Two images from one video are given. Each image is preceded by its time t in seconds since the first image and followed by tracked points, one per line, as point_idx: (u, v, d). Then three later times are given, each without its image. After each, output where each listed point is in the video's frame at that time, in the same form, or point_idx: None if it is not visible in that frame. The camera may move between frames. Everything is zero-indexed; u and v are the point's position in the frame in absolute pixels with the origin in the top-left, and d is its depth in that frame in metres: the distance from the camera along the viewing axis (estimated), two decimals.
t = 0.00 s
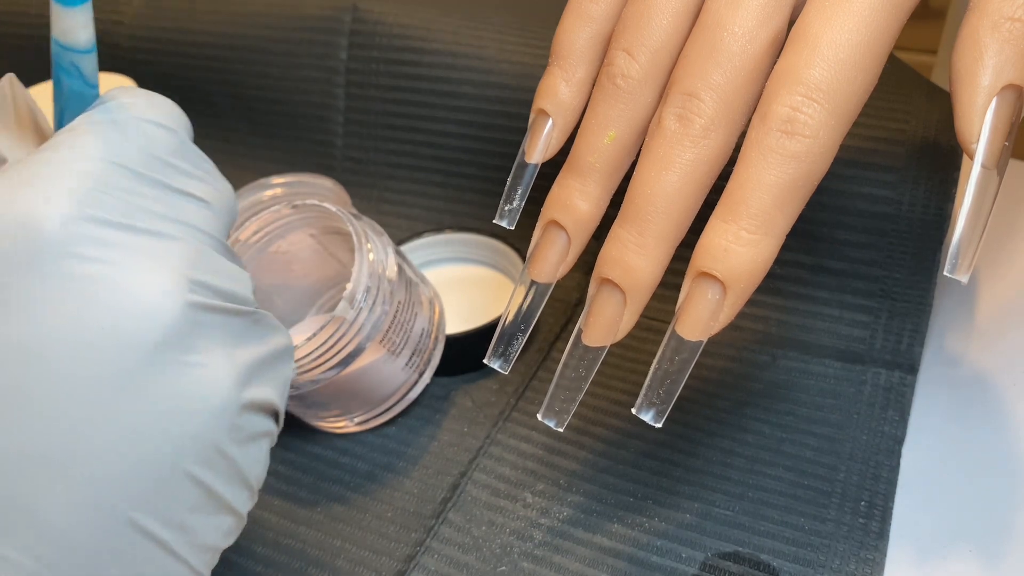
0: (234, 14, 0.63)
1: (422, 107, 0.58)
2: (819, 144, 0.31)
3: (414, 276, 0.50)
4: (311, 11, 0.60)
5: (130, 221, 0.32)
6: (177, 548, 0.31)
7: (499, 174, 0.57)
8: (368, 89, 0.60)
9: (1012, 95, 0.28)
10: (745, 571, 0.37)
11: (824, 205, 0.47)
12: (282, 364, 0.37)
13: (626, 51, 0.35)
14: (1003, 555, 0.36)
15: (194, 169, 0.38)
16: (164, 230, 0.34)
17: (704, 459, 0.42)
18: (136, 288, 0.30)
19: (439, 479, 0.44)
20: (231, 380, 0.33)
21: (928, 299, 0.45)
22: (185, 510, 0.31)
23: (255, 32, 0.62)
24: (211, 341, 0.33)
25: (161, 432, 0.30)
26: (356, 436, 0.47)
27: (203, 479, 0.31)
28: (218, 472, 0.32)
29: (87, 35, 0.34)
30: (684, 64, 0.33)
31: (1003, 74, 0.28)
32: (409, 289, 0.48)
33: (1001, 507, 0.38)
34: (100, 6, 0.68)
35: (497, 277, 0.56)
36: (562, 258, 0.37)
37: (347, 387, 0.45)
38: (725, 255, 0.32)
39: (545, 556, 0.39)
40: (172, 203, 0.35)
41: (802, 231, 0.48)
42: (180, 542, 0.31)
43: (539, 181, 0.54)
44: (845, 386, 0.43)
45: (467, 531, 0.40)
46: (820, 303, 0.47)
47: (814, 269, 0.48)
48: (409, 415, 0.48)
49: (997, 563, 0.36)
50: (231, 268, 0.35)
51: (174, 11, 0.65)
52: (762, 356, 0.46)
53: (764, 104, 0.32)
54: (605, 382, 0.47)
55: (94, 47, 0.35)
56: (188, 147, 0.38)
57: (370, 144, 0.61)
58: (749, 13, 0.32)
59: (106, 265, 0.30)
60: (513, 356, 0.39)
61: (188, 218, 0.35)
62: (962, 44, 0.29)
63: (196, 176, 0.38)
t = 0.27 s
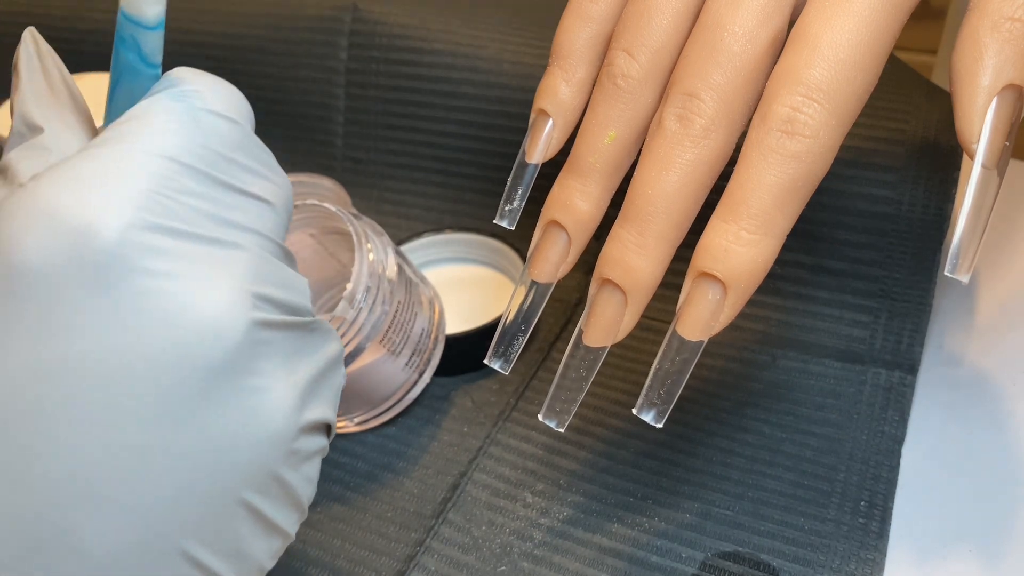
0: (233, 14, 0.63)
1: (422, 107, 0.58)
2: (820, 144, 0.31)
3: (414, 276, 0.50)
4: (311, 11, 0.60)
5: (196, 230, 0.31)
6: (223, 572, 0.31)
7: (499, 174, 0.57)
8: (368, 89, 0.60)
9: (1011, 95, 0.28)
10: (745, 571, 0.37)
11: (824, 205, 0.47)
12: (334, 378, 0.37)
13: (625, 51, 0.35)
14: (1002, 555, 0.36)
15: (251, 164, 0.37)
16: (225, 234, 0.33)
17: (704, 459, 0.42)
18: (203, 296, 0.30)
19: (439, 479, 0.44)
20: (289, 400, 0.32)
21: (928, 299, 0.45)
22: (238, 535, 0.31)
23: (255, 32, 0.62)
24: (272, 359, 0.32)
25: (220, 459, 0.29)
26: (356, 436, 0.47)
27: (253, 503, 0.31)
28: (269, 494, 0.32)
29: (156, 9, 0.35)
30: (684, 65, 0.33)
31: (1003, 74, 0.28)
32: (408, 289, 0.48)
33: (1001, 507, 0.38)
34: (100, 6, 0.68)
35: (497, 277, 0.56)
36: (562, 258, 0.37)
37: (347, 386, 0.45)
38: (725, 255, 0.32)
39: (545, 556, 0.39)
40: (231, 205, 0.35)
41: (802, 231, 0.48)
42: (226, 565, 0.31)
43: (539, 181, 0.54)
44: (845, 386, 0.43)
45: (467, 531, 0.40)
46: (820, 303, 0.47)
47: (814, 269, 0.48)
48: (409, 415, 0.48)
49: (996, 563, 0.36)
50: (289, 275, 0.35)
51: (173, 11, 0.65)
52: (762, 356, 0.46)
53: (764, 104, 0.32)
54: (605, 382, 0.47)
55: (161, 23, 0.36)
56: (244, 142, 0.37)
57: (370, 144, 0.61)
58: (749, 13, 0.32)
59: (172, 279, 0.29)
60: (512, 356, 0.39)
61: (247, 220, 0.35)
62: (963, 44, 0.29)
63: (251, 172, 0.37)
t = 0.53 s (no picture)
0: (233, 13, 0.63)
1: (422, 107, 0.58)
2: (820, 144, 0.31)
3: (414, 276, 0.50)
4: (311, 11, 0.60)
5: (245, 249, 0.31)
6: None
7: (499, 174, 0.57)
8: (368, 89, 0.60)
9: (1012, 95, 0.28)
10: (745, 572, 0.37)
11: (825, 205, 0.47)
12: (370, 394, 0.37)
13: (626, 51, 0.35)
14: (1002, 554, 0.36)
15: (296, 173, 0.37)
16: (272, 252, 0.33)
17: (704, 459, 0.42)
18: (254, 320, 0.30)
19: (439, 479, 0.44)
20: (333, 424, 0.32)
21: (928, 299, 0.45)
22: (272, 557, 0.31)
23: (255, 32, 0.62)
24: (317, 383, 0.32)
25: (260, 488, 0.29)
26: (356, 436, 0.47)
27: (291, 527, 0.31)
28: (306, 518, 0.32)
29: (215, 13, 0.33)
30: (684, 64, 0.33)
31: (1003, 73, 0.28)
32: (408, 289, 0.48)
33: (1001, 507, 0.37)
34: (100, 6, 0.68)
35: (498, 277, 0.56)
36: (562, 258, 0.37)
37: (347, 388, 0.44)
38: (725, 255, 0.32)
39: (545, 556, 0.39)
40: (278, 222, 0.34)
41: (802, 231, 0.48)
42: None
43: (539, 181, 0.55)
44: (845, 386, 0.43)
45: (467, 531, 0.40)
46: (820, 303, 0.47)
47: (813, 269, 0.48)
48: (409, 415, 0.48)
49: (997, 564, 0.36)
50: (332, 291, 0.35)
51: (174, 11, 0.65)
52: (762, 356, 0.46)
53: (764, 104, 0.32)
54: (605, 382, 0.47)
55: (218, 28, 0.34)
56: (292, 150, 0.37)
57: (370, 144, 0.61)
58: (749, 13, 0.32)
59: (223, 300, 0.29)
60: (512, 356, 0.39)
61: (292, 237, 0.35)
62: (963, 43, 0.29)
63: (296, 181, 0.37)
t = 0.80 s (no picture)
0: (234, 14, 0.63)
1: (422, 107, 0.58)
2: (820, 144, 0.31)
3: (414, 276, 0.50)
4: (311, 12, 0.60)
5: (277, 337, 0.28)
6: None
7: (498, 174, 0.57)
8: (368, 89, 0.60)
9: (1012, 95, 0.28)
10: (745, 572, 0.37)
11: (825, 206, 0.47)
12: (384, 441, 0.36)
13: (626, 51, 0.35)
14: (1002, 555, 0.36)
15: (325, 213, 0.33)
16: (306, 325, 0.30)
17: (704, 459, 0.42)
18: (293, 423, 0.27)
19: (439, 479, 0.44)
20: (365, 509, 0.31)
21: (928, 299, 0.45)
22: None
23: (255, 32, 0.62)
24: (352, 474, 0.31)
25: None
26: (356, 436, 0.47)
27: None
28: None
29: (226, 31, 0.29)
30: (684, 64, 0.33)
31: (1003, 74, 0.28)
32: (408, 289, 0.48)
33: (1001, 507, 0.37)
34: (99, 7, 0.68)
35: (497, 277, 0.56)
36: (562, 258, 0.37)
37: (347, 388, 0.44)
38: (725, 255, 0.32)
39: (545, 556, 0.39)
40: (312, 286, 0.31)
41: (802, 231, 0.48)
42: None
43: (539, 181, 0.55)
44: (845, 386, 0.43)
45: (467, 531, 0.40)
46: (821, 303, 0.47)
47: (814, 269, 0.48)
48: (409, 415, 0.48)
49: (997, 564, 0.36)
50: (359, 354, 0.33)
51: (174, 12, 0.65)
52: (762, 356, 0.46)
53: (765, 104, 0.32)
54: (605, 382, 0.47)
55: (225, 44, 0.30)
56: (319, 187, 0.33)
57: (370, 144, 0.61)
58: (750, 12, 0.32)
59: (259, 400, 0.27)
60: (513, 356, 0.39)
61: (325, 300, 0.32)
62: (963, 43, 0.29)
63: (326, 224, 0.33)
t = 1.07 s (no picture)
0: (235, 15, 0.63)
1: (422, 108, 0.58)
2: (820, 144, 0.31)
3: (414, 276, 0.49)
4: (311, 11, 0.60)
5: None
6: None
7: (499, 174, 0.57)
8: (368, 89, 0.60)
9: (1012, 95, 0.28)
10: (745, 572, 0.37)
11: (825, 206, 0.47)
12: None
13: (626, 51, 0.35)
14: (1002, 555, 0.36)
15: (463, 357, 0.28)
16: None
17: (704, 459, 0.42)
18: None
19: (439, 479, 0.44)
20: None
21: (928, 300, 0.45)
22: None
23: (256, 33, 0.63)
24: None
25: None
26: (356, 436, 0.47)
27: None
28: None
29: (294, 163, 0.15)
30: (684, 65, 0.33)
31: (1004, 73, 0.28)
32: (409, 289, 0.48)
33: (1001, 508, 0.37)
34: (100, 7, 0.68)
35: (497, 277, 0.55)
36: (562, 259, 0.37)
37: (347, 388, 0.45)
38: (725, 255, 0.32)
39: (545, 557, 0.39)
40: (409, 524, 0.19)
41: (802, 231, 0.48)
42: None
43: (539, 182, 0.55)
44: (845, 386, 0.44)
45: (467, 531, 0.40)
46: (820, 303, 0.47)
47: (814, 270, 0.48)
48: (409, 415, 0.48)
49: (998, 564, 0.36)
50: None
51: (174, 11, 0.65)
52: (762, 357, 0.46)
53: (765, 104, 0.32)
54: (605, 382, 0.47)
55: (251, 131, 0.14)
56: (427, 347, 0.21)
57: (371, 145, 0.61)
58: (750, 12, 0.32)
59: None
60: (513, 356, 0.39)
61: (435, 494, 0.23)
62: (963, 43, 0.29)
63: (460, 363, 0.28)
